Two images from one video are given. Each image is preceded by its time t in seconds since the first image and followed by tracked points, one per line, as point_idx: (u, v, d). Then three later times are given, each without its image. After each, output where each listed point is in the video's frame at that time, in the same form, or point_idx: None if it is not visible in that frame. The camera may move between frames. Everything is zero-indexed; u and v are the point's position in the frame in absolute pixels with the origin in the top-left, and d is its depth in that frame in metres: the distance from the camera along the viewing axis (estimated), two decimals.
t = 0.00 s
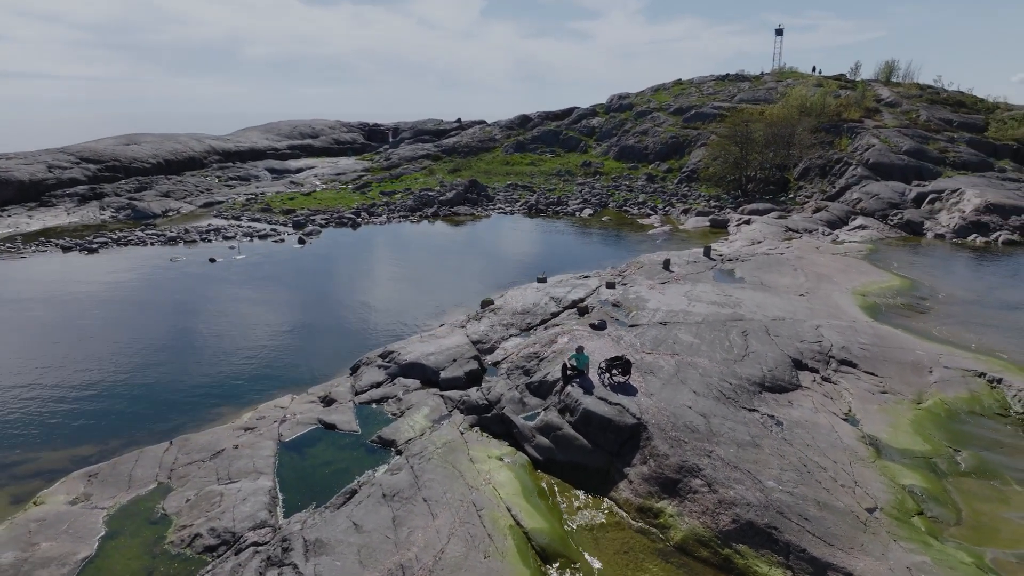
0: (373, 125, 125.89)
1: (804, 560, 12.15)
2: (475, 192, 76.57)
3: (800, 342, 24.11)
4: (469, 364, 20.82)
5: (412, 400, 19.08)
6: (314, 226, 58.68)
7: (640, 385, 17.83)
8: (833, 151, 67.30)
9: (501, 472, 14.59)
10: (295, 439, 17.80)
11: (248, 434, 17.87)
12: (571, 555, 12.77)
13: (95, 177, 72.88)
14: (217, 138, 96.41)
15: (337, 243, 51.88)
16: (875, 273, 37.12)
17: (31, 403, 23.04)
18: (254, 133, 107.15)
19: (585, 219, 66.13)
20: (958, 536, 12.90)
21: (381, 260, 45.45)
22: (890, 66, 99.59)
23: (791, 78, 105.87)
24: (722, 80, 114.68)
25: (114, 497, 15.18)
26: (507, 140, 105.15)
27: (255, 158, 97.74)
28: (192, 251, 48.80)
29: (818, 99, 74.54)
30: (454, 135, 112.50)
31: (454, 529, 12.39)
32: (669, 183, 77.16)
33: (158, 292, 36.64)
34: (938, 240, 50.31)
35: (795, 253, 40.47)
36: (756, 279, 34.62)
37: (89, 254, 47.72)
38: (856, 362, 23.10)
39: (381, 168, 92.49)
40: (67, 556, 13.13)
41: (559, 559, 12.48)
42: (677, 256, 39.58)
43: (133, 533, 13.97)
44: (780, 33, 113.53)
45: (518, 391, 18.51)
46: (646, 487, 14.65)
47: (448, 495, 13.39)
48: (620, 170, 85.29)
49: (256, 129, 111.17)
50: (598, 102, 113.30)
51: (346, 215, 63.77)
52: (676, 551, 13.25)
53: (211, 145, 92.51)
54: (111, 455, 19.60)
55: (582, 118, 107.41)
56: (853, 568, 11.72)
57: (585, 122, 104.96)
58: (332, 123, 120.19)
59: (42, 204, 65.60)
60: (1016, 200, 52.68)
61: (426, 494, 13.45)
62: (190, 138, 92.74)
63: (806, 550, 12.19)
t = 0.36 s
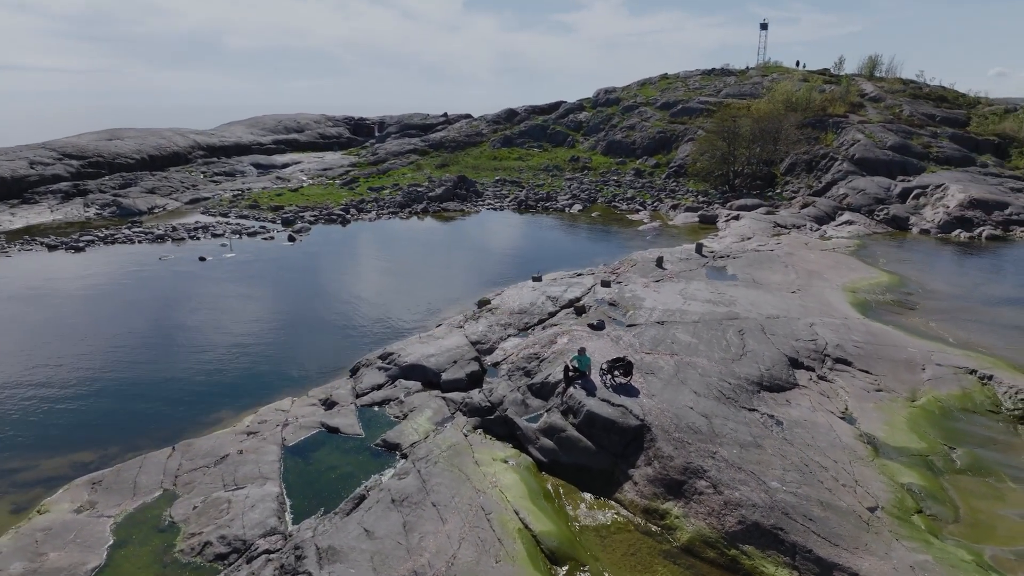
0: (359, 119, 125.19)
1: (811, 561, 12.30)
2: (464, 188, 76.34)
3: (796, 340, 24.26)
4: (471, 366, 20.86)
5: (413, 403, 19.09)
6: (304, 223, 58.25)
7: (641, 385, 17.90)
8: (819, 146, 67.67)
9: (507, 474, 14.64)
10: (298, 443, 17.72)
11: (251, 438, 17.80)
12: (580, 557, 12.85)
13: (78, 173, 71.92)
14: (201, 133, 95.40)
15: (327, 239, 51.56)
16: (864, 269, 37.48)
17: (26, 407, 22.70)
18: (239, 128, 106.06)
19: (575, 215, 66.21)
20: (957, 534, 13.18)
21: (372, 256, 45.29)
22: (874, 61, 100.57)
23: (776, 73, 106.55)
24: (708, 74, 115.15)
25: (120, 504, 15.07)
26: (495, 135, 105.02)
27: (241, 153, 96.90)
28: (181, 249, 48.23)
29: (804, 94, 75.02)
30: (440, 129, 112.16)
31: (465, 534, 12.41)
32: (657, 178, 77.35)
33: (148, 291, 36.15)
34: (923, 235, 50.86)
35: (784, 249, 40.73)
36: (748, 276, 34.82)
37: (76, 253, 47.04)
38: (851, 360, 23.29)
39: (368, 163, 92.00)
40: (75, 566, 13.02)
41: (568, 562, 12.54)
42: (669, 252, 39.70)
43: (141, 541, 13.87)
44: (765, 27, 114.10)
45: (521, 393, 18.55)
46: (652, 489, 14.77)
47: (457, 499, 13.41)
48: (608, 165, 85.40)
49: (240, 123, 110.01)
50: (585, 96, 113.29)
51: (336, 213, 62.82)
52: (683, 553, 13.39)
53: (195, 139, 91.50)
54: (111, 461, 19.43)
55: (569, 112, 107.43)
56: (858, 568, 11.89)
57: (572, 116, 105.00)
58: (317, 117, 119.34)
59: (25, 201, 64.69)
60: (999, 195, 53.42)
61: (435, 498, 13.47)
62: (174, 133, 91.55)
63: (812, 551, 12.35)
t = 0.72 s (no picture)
0: (343, 113, 124.68)
1: (816, 561, 12.45)
2: (452, 183, 76.12)
3: (791, 338, 24.43)
4: (471, 368, 20.88)
5: (415, 405, 19.07)
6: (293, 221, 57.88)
7: (643, 387, 17.98)
8: (804, 141, 68.11)
9: (513, 477, 14.68)
10: (302, 447, 17.64)
11: (253, 444, 17.70)
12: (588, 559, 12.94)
13: (59, 170, 70.94)
14: (185, 129, 94.41)
15: (317, 236, 51.22)
16: (853, 265, 37.85)
17: (20, 412, 22.37)
18: (222, 123, 105.00)
19: (564, 211, 66.32)
20: (956, 531, 13.40)
21: (362, 252, 45.08)
22: (856, 56, 101.64)
23: (761, 67, 107.27)
24: (693, 69, 115.73)
25: (125, 513, 14.93)
26: (481, 130, 104.95)
27: (225, 148, 96.10)
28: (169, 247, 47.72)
29: (788, 90, 75.52)
30: (426, 124, 111.82)
31: (475, 539, 12.43)
32: (644, 173, 77.59)
33: (138, 290, 35.67)
34: (907, 230, 51.37)
35: (774, 246, 41.04)
36: (741, 273, 35.02)
37: (62, 252, 46.38)
38: (846, 358, 23.49)
39: (355, 158, 91.55)
40: None
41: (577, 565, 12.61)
42: (660, 249, 39.84)
43: (150, 550, 13.75)
44: (750, 21, 114.81)
45: (523, 394, 18.57)
46: (657, 491, 14.87)
47: (466, 504, 13.42)
48: (596, 160, 85.57)
49: (223, 117, 108.91)
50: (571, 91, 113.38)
51: (325, 210, 62.44)
52: (690, 553, 13.53)
53: (179, 135, 90.58)
54: (111, 467, 19.25)
55: (555, 107, 107.54)
56: (863, 567, 12.05)
57: (558, 111, 105.12)
58: (301, 111, 118.52)
59: (6, 199, 63.78)
60: (981, 190, 54.15)
61: (444, 503, 13.47)
62: (156, 128, 90.45)
63: (818, 551, 12.50)
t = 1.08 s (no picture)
0: (328, 107, 124.19)
1: (822, 561, 12.60)
2: (441, 180, 75.93)
3: (786, 337, 24.58)
4: (472, 370, 20.88)
5: (417, 408, 19.08)
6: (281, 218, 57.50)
7: (644, 388, 18.05)
8: (790, 137, 68.75)
9: (520, 481, 14.72)
10: (306, 452, 17.58)
11: (257, 449, 17.61)
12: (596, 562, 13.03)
13: (41, 166, 70.06)
14: (169, 125, 93.46)
15: (306, 233, 50.92)
16: (842, 262, 38.18)
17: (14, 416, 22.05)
18: (206, 118, 104.00)
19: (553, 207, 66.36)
20: (955, 529, 13.59)
21: (352, 249, 44.87)
22: (839, 51, 102.57)
23: (745, 62, 107.96)
24: (679, 64, 116.26)
25: (132, 522, 14.81)
26: (468, 125, 105.01)
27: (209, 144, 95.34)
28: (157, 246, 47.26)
29: (773, 85, 76.09)
30: (412, 119, 111.46)
31: (486, 544, 12.45)
32: (632, 169, 77.82)
33: (128, 289, 35.23)
34: (893, 225, 51.92)
35: (764, 242, 41.32)
36: (733, 271, 35.20)
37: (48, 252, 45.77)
38: (840, 357, 23.69)
39: (341, 154, 91.11)
40: None
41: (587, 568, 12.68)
42: (652, 247, 39.97)
43: (159, 559, 13.66)
44: (734, 16, 115.58)
45: (525, 396, 18.61)
46: (662, 492, 14.97)
47: (474, 508, 13.45)
48: (583, 155, 85.73)
49: (206, 112, 107.86)
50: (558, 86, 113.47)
51: (314, 207, 62.08)
52: (696, 554, 13.67)
53: (162, 131, 89.77)
54: (112, 474, 19.06)
55: (542, 101, 107.65)
56: (868, 567, 12.21)
57: (545, 105, 105.24)
58: (285, 106, 117.78)
59: None
60: (964, 185, 54.82)
61: (453, 508, 13.48)
62: (139, 124, 89.43)
63: (823, 551, 12.65)
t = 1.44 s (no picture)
0: (315, 102, 123.64)
1: (831, 562, 12.73)
2: (433, 176, 75.81)
3: (785, 336, 24.69)
4: (475, 372, 20.91)
5: (422, 410, 19.10)
6: (273, 215, 57.21)
7: (649, 390, 18.12)
8: (779, 133, 69.21)
9: (529, 485, 14.77)
10: (313, 456, 17.54)
11: (264, 454, 17.58)
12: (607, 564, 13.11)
13: (27, 163, 69.30)
14: (156, 121, 92.60)
15: (299, 230, 50.70)
16: (834, 258, 38.40)
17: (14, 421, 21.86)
18: (193, 113, 103.10)
19: (545, 203, 66.37)
20: (957, 527, 13.75)
21: (344, 246, 44.73)
22: (826, 46, 103.15)
23: (733, 57, 108.37)
24: (667, 59, 116.46)
25: (142, 530, 14.74)
26: (457, 120, 105.10)
27: (197, 140, 94.69)
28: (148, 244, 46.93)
29: (761, 80, 76.51)
30: (401, 114, 111.10)
31: (499, 548, 12.49)
32: (623, 164, 77.90)
33: (121, 290, 34.88)
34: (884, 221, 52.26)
35: (757, 239, 41.52)
36: (729, 269, 35.34)
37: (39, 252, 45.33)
38: (839, 355, 23.83)
39: (330, 149, 90.72)
40: None
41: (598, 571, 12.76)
42: (647, 245, 40.05)
43: (171, 567, 13.61)
44: (722, 11, 116.00)
45: (530, 398, 18.66)
46: (670, 494, 15.05)
47: (486, 512, 13.50)
48: (574, 151, 85.75)
49: (193, 108, 106.92)
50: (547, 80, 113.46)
51: (306, 204, 61.85)
52: (705, 555, 13.78)
53: (149, 127, 89.04)
54: (117, 481, 18.95)
55: (531, 97, 107.62)
56: (876, 567, 12.35)
57: (534, 101, 105.24)
58: (272, 101, 117.06)
59: None
60: (953, 181, 55.30)
61: (464, 512, 13.52)
62: (126, 120, 88.62)
63: (832, 552, 12.77)
